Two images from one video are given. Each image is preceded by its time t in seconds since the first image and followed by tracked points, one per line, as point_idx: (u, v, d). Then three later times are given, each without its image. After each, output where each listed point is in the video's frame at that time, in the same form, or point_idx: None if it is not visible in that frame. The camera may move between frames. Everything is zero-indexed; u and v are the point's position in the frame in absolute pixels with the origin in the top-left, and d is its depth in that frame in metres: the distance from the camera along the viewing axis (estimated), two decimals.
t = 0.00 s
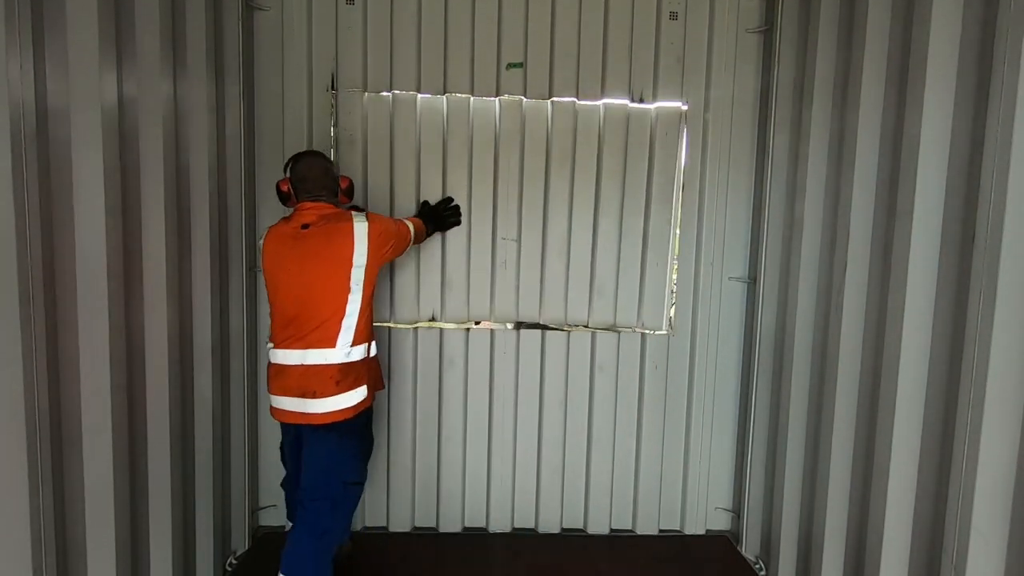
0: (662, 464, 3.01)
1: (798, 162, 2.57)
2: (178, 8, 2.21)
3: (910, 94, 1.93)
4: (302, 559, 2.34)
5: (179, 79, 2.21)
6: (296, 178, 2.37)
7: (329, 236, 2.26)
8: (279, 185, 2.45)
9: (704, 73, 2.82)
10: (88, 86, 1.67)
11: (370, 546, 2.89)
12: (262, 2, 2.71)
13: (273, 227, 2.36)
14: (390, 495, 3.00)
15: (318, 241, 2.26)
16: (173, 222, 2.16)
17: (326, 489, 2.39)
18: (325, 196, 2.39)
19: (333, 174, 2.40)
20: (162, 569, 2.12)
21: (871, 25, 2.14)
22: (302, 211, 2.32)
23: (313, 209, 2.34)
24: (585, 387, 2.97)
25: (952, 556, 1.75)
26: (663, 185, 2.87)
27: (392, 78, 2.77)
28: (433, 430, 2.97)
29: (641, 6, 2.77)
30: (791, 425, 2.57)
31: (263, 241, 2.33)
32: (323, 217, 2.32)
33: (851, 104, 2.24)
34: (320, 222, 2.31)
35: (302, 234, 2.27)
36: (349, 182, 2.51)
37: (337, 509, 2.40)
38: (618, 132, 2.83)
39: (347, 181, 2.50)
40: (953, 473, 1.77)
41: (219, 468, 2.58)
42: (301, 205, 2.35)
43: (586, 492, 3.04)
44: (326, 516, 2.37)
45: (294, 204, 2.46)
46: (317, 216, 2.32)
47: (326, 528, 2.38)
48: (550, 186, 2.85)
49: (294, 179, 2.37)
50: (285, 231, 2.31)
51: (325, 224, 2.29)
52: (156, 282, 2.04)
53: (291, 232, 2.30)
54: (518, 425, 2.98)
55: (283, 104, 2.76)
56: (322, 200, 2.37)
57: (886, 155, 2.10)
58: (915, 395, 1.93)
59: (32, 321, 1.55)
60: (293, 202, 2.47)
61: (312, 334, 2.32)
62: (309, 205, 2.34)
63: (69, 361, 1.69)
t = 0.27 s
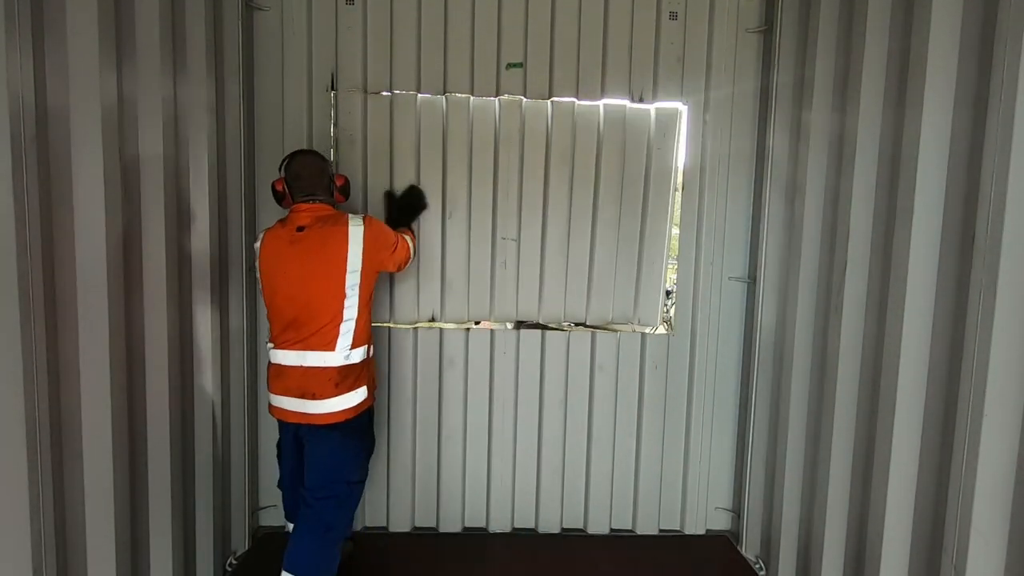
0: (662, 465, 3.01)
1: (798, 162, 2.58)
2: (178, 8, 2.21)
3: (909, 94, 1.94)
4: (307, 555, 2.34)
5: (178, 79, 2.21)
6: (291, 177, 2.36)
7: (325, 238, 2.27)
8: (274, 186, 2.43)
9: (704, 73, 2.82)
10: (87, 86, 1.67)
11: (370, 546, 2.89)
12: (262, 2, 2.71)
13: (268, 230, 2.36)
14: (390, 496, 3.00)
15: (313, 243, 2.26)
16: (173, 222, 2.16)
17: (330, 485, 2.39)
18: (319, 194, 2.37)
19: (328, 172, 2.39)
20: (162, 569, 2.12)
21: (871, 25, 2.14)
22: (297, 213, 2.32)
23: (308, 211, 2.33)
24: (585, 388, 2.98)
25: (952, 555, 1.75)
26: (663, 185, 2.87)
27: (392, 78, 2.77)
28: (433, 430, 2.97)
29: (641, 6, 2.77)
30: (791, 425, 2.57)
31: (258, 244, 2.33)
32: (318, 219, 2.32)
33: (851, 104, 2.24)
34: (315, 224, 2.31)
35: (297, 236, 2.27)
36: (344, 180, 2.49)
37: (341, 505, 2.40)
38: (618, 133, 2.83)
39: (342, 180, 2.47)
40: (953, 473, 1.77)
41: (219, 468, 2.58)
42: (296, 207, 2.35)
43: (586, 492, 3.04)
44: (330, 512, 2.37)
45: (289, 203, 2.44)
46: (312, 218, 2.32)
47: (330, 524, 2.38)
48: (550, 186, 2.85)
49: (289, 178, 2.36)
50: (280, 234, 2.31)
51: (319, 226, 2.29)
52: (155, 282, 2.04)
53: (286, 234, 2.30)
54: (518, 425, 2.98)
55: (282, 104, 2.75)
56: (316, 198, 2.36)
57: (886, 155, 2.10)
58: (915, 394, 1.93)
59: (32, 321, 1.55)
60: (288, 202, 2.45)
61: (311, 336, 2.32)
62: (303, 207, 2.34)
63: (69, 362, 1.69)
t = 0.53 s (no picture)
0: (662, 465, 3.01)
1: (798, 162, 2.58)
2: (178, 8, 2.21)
3: (909, 93, 1.94)
4: (308, 555, 2.34)
5: (178, 79, 2.21)
6: (293, 184, 2.36)
7: (331, 235, 2.29)
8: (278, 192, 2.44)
9: (704, 73, 2.82)
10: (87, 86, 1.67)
11: (370, 546, 2.89)
12: (262, 3, 2.71)
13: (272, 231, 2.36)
14: (390, 495, 3.00)
15: (320, 240, 2.28)
16: (173, 222, 2.16)
17: (330, 485, 2.39)
18: (321, 199, 2.37)
19: (328, 178, 2.39)
20: (162, 569, 2.12)
21: (871, 25, 2.14)
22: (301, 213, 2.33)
23: (311, 211, 2.34)
24: (585, 387, 2.98)
25: (952, 555, 1.75)
26: (664, 185, 2.87)
27: (392, 78, 2.77)
28: (432, 430, 2.97)
29: (641, 6, 2.77)
30: (791, 424, 2.57)
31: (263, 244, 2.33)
32: (322, 218, 2.34)
33: (851, 104, 2.24)
34: (320, 223, 2.33)
35: (303, 235, 2.29)
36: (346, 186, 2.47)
37: (342, 505, 2.40)
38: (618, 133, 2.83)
39: (343, 186, 2.46)
40: (953, 473, 1.77)
41: (219, 468, 2.58)
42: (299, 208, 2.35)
43: (586, 492, 3.04)
44: (331, 512, 2.37)
45: (292, 209, 2.44)
46: (316, 217, 2.34)
47: (331, 524, 2.37)
48: (550, 186, 2.85)
49: (291, 184, 2.37)
50: (284, 234, 2.31)
51: (325, 225, 2.31)
52: (155, 282, 2.04)
53: (291, 234, 2.31)
54: (518, 425, 2.98)
55: (282, 104, 2.76)
56: (318, 203, 2.36)
57: (885, 155, 2.10)
58: (915, 394, 1.93)
59: (32, 321, 1.55)
60: (291, 208, 2.45)
61: (318, 334, 2.32)
62: (306, 209, 2.34)
63: (69, 362, 1.70)
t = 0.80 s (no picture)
0: (662, 466, 3.01)
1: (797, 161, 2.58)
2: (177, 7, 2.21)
3: (909, 93, 1.94)
4: (309, 555, 2.34)
5: (178, 79, 2.21)
6: (288, 177, 2.37)
7: (327, 236, 2.29)
8: (272, 187, 2.44)
9: (704, 73, 2.82)
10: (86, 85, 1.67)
11: (370, 546, 2.89)
12: (262, 2, 2.71)
13: (266, 234, 2.35)
14: (390, 495, 3.00)
15: (315, 241, 2.27)
16: (173, 221, 2.16)
17: (332, 486, 2.39)
18: (315, 194, 2.36)
19: (325, 173, 2.40)
20: (162, 569, 2.12)
21: (871, 26, 2.14)
22: (295, 214, 2.32)
23: (305, 211, 2.33)
24: (585, 387, 2.98)
25: (952, 555, 1.75)
26: (664, 185, 2.87)
27: (392, 78, 2.77)
28: (432, 430, 2.97)
29: (641, 6, 2.77)
30: (791, 424, 2.57)
31: (258, 248, 2.31)
32: (317, 218, 2.32)
33: (851, 103, 2.24)
34: (316, 224, 2.32)
35: (299, 237, 2.28)
36: (342, 183, 2.48)
37: (344, 506, 2.40)
38: (618, 133, 2.83)
39: (339, 182, 2.46)
40: (953, 472, 1.77)
41: (219, 468, 2.58)
42: (293, 208, 2.33)
43: (586, 492, 3.04)
44: (333, 513, 2.37)
45: (284, 204, 2.43)
46: (310, 218, 2.32)
47: (332, 525, 2.37)
48: (550, 186, 2.85)
49: (286, 177, 2.37)
50: (279, 237, 2.30)
51: (320, 225, 2.30)
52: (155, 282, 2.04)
53: (286, 237, 2.30)
54: (518, 425, 2.98)
55: (282, 104, 2.76)
56: (312, 198, 2.36)
57: (885, 155, 2.10)
58: (915, 394, 1.93)
59: (31, 321, 1.55)
60: (284, 204, 2.43)
61: (319, 335, 2.32)
62: (300, 207, 2.32)
63: (69, 361, 1.69)
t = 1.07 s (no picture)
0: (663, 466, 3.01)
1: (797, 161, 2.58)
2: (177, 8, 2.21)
3: (909, 93, 1.94)
4: (312, 556, 2.35)
5: (178, 79, 2.21)
6: (287, 185, 2.38)
7: (328, 235, 2.29)
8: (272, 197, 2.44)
9: (704, 73, 2.82)
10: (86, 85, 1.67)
11: (370, 547, 2.89)
12: (262, 3, 2.71)
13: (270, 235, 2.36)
14: (390, 495, 3.00)
15: (317, 241, 2.28)
16: (172, 221, 2.16)
17: (334, 486, 2.39)
18: (316, 201, 2.38)
19: (324, 179, 2.41)
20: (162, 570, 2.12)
21: (871, 25, 2.14)
22: (297, 215, 2.33)
23: (307, 211, 2.34)
24: (585, 387, 2.98)
25: (953, 555, 1.75)
26: (663, 185, 2.87)
27: (392, 78, 2.77)
28: (433, 430, 2.97)
29: (641, 6, 2.77)
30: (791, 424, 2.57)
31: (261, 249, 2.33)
32: (318, 218, 2.33)
33: (851, 103, 2.24)
34: (317, 223, 2.32)
35: (301, 236, 2.29)
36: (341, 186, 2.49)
37: (346, 506, 2.40)
38: (618, 133, 2.83)
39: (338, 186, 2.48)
40: (953, 472, 1.77)
41: (219, 468, 2.58)
42: (295, 210, 2.35)
43: (586, 492, 3.04)
44: (336, 513, 2.37)
45: (286, 212, 2.44)
46: (312, 218, 2.33)
47: (334, 525, 2.37)
48: (550, 186, 2.85)
49: (286, 186, 2.38)
50: (282, 237, 2.31)
51: (321, 225, 2.31)
52: (155, 283, 2.04)
53: (289, 236, 2.31)
54: (518, 425, 2.98)
55: (282, 104, 2.76)
56: (314, 204, 2.37)
57: (885, 155, 2.10)
58: (914, 394, 1.93)
59: (32, 320, 1.55)
60: (285, 212, 2.45)
61: (320, 334, 2.31)
62: (302, 210, 2.34)
63: (69, 361, 1.69)
